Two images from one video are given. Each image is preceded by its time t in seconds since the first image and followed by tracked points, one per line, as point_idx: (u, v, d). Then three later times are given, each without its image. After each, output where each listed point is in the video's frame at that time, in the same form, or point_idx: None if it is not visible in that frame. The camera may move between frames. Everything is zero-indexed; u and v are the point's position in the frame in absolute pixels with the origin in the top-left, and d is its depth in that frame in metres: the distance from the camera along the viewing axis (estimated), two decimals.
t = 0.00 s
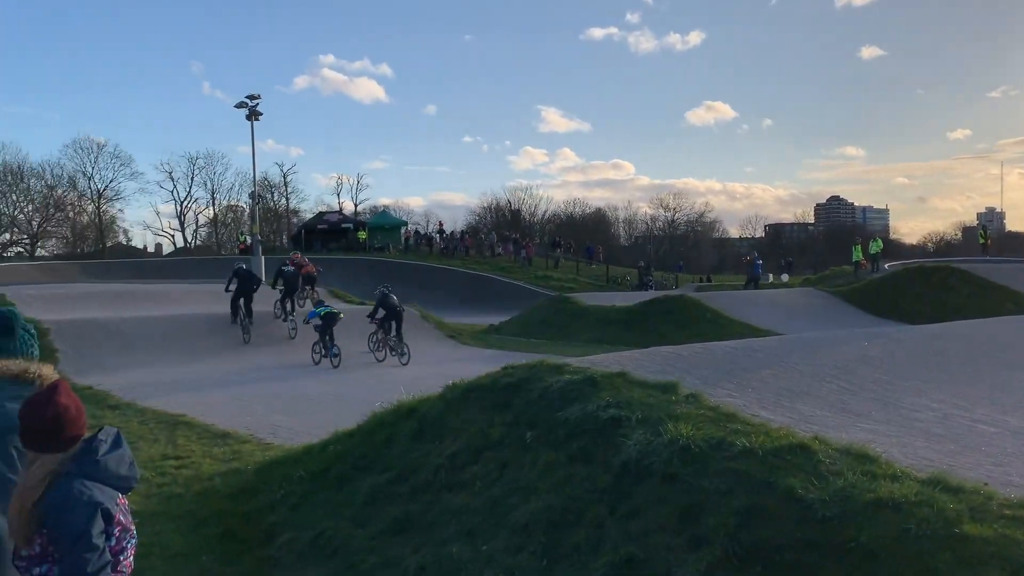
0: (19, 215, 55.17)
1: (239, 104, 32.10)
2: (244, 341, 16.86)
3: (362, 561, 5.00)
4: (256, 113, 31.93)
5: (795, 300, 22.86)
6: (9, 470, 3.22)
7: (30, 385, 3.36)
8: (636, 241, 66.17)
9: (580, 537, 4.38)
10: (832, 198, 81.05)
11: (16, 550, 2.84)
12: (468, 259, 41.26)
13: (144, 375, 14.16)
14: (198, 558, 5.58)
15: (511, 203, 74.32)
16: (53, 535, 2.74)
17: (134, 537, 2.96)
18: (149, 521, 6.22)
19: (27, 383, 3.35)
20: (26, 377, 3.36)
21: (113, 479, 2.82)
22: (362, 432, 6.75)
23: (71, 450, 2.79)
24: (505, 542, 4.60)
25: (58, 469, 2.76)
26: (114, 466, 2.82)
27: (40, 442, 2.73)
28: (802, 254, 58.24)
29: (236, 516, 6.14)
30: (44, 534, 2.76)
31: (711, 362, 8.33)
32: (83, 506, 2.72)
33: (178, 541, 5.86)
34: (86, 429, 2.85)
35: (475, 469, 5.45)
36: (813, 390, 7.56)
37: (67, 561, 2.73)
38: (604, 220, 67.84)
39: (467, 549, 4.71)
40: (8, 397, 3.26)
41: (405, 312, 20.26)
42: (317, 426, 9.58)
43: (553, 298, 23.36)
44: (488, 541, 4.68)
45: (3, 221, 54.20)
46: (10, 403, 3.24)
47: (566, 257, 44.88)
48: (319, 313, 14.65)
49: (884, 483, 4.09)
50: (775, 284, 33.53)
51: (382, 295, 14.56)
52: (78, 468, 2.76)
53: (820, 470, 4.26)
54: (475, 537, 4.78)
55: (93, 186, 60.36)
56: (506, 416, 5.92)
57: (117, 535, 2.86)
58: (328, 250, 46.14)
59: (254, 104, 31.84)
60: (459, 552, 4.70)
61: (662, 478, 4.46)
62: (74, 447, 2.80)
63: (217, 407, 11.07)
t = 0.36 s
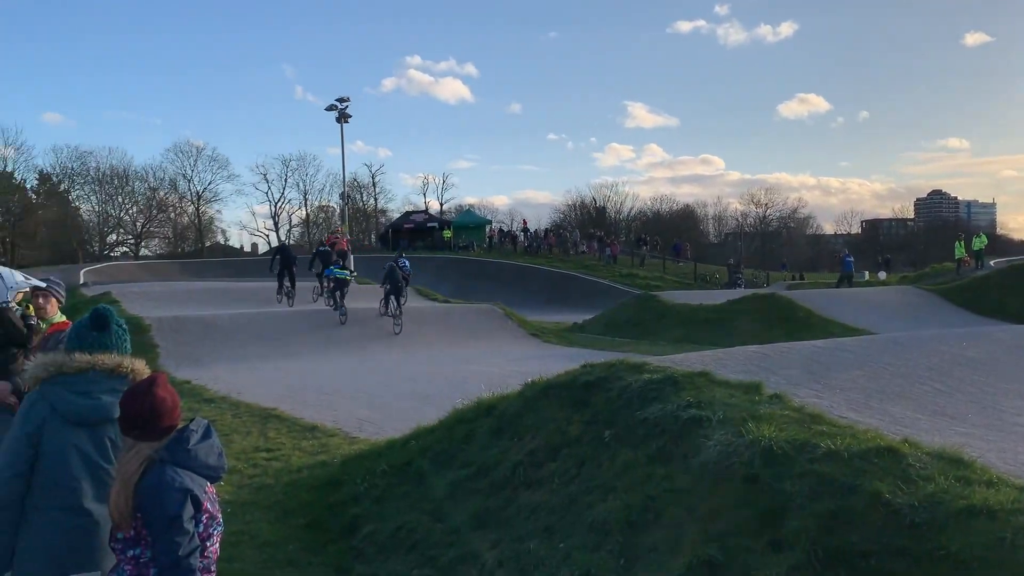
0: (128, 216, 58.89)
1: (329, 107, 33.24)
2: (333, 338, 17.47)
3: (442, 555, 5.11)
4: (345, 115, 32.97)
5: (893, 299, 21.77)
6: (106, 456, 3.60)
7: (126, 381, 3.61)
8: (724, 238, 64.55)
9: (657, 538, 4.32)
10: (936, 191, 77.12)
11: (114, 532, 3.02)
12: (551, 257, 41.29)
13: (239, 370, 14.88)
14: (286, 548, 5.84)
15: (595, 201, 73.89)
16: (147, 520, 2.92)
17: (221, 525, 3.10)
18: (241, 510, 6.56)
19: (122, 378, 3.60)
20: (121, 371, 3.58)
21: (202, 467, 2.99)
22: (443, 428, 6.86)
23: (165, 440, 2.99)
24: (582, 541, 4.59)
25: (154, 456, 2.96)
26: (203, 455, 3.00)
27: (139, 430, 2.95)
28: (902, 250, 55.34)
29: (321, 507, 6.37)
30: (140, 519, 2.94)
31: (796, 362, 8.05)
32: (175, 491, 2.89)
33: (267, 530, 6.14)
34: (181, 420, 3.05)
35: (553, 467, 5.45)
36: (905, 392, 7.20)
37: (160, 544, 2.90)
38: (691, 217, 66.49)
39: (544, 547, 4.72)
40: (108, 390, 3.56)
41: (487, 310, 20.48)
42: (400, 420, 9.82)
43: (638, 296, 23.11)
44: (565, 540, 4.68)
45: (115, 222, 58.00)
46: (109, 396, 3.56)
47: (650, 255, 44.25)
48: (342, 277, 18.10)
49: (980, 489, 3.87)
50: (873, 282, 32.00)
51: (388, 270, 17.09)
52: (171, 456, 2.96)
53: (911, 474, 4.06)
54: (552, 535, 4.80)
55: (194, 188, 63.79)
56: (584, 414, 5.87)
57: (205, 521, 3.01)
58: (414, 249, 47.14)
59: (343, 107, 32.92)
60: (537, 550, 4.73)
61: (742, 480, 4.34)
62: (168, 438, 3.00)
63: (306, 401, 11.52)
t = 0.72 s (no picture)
0: (182, 219, 60.51)
1: (375, 109, 33.69)
2: (380, 336, 17.71)
3: (485, 552, 5.17)
4: (391, 116, 33.34)
5: (950, 295, 21.12)
6: (160, 453, 3.78)
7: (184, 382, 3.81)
8: (774, 235, 63.33)
9: (701, 537, 4.30)
10: (994, 185, 75.02)
11: (164, 526, 3.14)
12: (597, 255, 41.12)
13: (288, 369, 15.19)
14: (333, 544, 5.97)
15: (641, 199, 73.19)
16: (194, 515, 3.02)
17: (265, 522, 3.21)
18: (290, 507, 6.73)
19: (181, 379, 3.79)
20: (182, 373, 3.77)
21: (247, 464, 3.09)
22: (486, 427, 6.90)
23: (212, 438, 3.10)
24: (625, 540, 4.58)
25: (201, 453, 3.07)
26: (248, 453, 3.10)
27: (187, 428, 3.05)
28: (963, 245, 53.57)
29: (367, 503, 6.49)
30: (187, 514, 3.04)
31: (844, 360, 7.88)
32: (220, 489, 3.00)
33: (314, 526, 6.29)
34: (227, 419, 3.15)
35: (596, 467, 5.44)
36: (957, 391, 6.99)
37: (206, 539, 3.00)
38: (740, 213, 65.40)
39: (587, 546, 4.72)
40: (168, 390, 3.74)
41: (532, 309, 20.51)
42: (444, 419, 9.93)
43: (685, 294, 22.86)
44: (609, 539, 4.67)
45: (170, 225, 59.66)
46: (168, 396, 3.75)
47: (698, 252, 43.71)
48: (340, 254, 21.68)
49: None
50: (930, 278, 31.02)
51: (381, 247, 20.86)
52: (217, 453, 3.05)
53: (962, 475, 3.95)
54: (595, 535, 4.80)
55: (245, 191, 65.22)
56: (627, 414, 5.83)
57: (250, 518, 3.12)
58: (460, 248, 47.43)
59: (388, 109, 33.33)
60: (580, 548, 4.73)
61: (788, 480, 4.28)
62: (215, 436, 3.10)
63: (353, 399, 11.72)
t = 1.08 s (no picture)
0: (206, 220, 61.15)
1: (397, 111, 33.87)
2: (401, 338, 17.80)
3: (505, 554, 5.18)
4: (413, 119, 33.49)
5: (977, 298, 20.80)
6: (185, 452, 3.85)
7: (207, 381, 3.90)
8: (797, 237, 62.73)
9: (721, 541, 4.28)
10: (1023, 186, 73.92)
11: (188, 526, 3.19)
12: (617, 256, 41.01)
13: (310, 370, 15.32)
14: (354, 545, 6.01)
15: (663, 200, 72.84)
16: (219, 515, 3.06)
17: (287, 523, 3.25)
18: (311, 508, 6.79)
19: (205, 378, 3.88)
20: (206, 372, 3.86)
21: (270, 466, 3.13)
22: (505, 430, 6.92)
23: (236, 438, 3.15)
24: (644, 543, 4.57)
25: (226, 453, 3.11)
26: (272, 455, 3.14)
27: (212, 428, 3.10)
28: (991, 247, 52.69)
29: (387, 504, 6.52)
30: (212, 514, 3.08)
31: (867, 363, 7.80)
32: (245, 489, 3.04)
33: (335, 527, 6.34)
34: (251, 419, 3.20)
35: (616, 469, 5.43)
36: (983, 395, 6.88)
37: (230, 538, 3.04)
38: (763, 215, 64.86)
39: (607, 548, 4.72)
40: (193, 388, 3.82)
41: (552, 310, 20.48)
42: (463, 420, 9.97)
43: (707, 296, 22.73)
44: (628, 542, 4.67)
45: (194, 227, 60.33)
46: (193, 394, 3.83)
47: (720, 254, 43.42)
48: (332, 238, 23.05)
49: None
50: (957, 280, 30.55)
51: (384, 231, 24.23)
52: (242, 454, 3.10)
53: (986, 480, 3.90)
54: (615, 537, 4.79)
55: (267, 193, 65.81)
56: (648, 416, 5.81)
57: (273, 518, 3.16)
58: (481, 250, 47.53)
59: (410, 111, 33.50)
60: (599, 551, 4.73)
61: (810, 483, 4.25)
62: (239, 436, 3.15)
63: (374, 400, 11.80)
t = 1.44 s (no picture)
0: (220, 225, 61.53)
1: (411, 117, 34.04)
2: (413, 344, 17.83)
3: (518, 562, 5.16)
4: (427, 125, 33.63)
5: (994, 307, 20.59)
6: (200, 455, 3.89)
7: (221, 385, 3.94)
8: (812, 245, 62.39)
9: (737, 551, 4.25)
10: None
11: (202, 531, 3.20)
12: (631, 263, 40.95)
13: (323, 375, 15.37)
14: (367, 551, 6.02)
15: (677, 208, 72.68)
16: (233, 520, 3.07)
17: (302, 529, 3.26)
18: (323, 514, 6.81)
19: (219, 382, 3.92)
20: (220, 375, 3.90)
21: (285, 471, 3.14)
22: (519, 437, 6.91)
23: (251, 444, 3.16)
24: (659, 552, 4.54)
25: (240, 459, 3.13)
26: (287, 460, 3.15)
27: (227, 433, 3.12)
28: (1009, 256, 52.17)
29: (400, 511, 6.52)
30: (227, 520, 3.10)
31: (885, 373, 7.73)
32: (259, 495, 3.05)
33: (348, 533, 6.35)
34: (266, 425, 3.21)
35: (630, 479, 5.40)
36: (1001, 406, 6.81)
37: (244, 544, 3.05)
38: (777, 223, 64.56)
39: (620, 558, 4.69)
40: (208, 392, 3.86)
41: (565, 317, 20.46)
42: (476, 427, 9.97)
43: (721, 304, 22.65)
44: (642, 552, 4.64)
45: (209, 232, 60.72)
46: (208, 398, 3.86)
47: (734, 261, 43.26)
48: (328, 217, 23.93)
49: None
50: (975, 289, 30.25)
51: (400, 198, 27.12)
52: (257, 460, 3.11)
53: (1006, 492, 3.85)
54: (629, 546, 4.77)
55: (282, 198, 66.18)
56: (662, 426, 5.78)
57: (287, 524, 3.17)
58: (494, 256, 47.59)
59: (424, 118, 33.66)
60: (613, 560, 4.70)
61: (827, 494, 4.21)
62: (254, 442, 3.16)
63: (387, 406, 11.83)
